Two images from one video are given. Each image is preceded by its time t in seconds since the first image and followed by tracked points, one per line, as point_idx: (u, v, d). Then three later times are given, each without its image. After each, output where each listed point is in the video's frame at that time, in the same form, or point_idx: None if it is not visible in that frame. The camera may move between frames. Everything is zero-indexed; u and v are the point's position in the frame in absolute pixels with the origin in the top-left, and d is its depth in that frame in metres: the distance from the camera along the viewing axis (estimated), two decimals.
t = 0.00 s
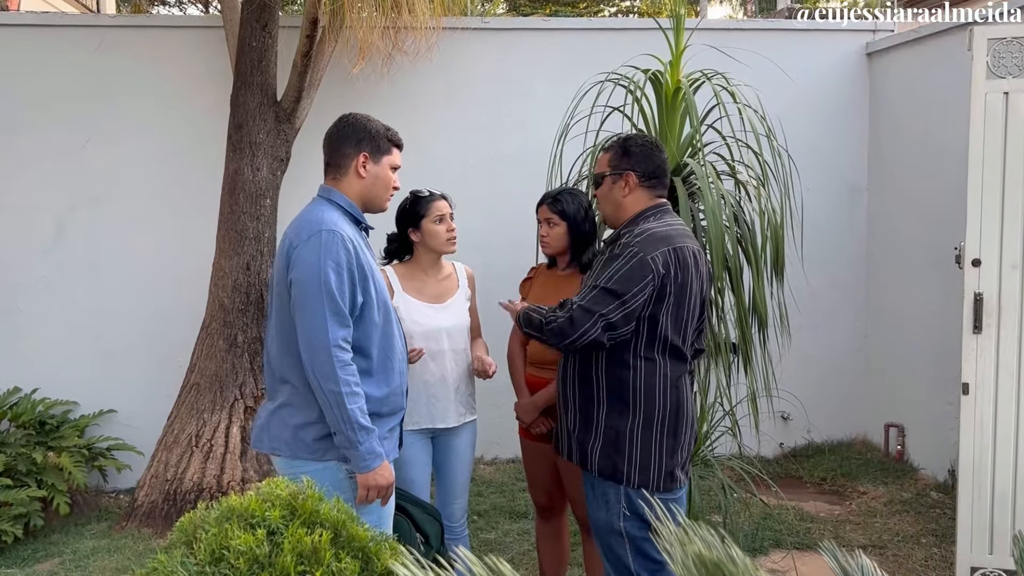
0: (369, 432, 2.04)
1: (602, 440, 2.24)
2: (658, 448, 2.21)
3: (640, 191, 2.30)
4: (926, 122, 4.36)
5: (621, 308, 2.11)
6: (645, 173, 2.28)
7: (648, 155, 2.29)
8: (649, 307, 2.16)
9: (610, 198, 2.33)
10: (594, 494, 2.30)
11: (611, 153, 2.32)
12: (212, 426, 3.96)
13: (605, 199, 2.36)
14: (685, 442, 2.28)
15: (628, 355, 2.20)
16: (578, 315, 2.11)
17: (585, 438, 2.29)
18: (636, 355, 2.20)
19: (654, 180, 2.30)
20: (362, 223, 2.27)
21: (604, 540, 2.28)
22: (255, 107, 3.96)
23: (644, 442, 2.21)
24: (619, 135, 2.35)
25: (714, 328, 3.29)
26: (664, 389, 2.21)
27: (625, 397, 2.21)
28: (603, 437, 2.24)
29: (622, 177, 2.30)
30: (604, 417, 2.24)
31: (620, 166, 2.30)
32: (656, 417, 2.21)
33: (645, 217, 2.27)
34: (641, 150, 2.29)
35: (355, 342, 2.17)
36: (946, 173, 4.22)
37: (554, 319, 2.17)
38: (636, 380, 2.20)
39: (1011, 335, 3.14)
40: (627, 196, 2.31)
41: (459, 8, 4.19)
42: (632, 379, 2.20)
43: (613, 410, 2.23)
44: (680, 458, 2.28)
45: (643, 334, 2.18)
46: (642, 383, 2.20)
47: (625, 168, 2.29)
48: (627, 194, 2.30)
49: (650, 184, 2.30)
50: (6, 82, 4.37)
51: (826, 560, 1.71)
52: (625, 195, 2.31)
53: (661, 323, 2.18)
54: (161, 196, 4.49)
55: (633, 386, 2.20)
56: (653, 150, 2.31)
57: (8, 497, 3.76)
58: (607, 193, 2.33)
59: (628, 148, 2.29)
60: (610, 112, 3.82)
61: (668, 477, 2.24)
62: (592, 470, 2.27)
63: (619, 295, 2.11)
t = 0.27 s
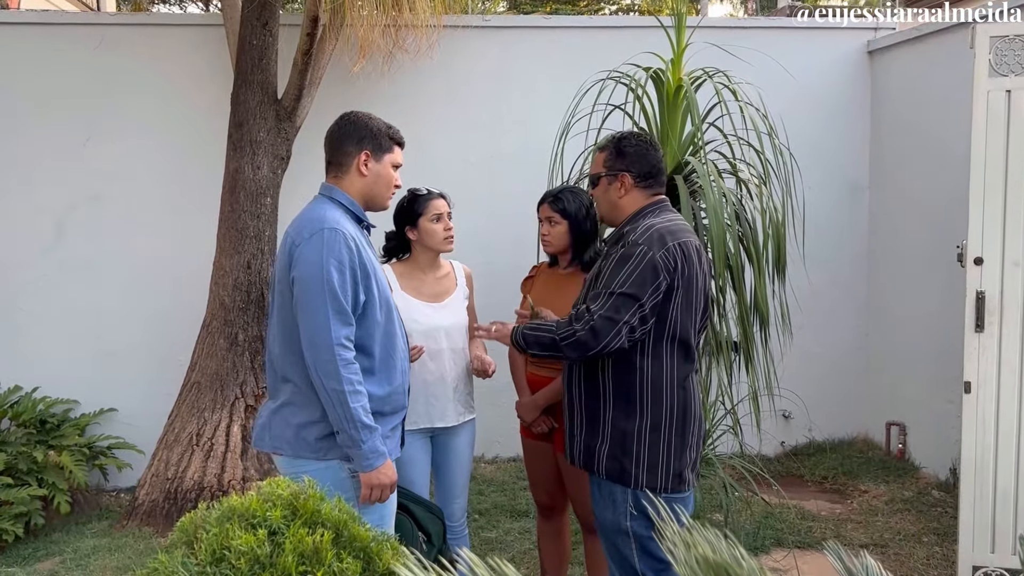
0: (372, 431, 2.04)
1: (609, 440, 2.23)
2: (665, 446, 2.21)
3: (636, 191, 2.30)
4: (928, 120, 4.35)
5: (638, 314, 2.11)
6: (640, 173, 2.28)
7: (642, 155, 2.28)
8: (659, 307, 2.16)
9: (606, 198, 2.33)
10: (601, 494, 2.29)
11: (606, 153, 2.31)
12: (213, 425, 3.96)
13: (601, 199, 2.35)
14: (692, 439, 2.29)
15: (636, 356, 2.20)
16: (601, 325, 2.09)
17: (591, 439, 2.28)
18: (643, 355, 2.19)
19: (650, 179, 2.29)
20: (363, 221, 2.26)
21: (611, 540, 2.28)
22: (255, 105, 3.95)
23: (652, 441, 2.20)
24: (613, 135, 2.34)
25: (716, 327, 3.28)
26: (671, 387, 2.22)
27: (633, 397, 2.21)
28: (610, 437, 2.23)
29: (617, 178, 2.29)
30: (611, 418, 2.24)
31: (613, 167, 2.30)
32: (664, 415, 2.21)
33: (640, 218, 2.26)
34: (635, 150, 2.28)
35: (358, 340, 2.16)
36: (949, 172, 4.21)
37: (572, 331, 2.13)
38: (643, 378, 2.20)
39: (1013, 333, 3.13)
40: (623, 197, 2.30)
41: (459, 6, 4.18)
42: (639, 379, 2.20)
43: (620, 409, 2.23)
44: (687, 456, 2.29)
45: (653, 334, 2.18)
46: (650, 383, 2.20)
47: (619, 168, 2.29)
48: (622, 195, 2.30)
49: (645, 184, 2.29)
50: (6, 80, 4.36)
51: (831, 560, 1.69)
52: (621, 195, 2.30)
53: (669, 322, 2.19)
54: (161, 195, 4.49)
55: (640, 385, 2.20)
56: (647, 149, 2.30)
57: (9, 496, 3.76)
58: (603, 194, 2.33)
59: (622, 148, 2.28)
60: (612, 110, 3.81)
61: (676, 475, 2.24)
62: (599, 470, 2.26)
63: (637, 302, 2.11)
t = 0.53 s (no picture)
0: (374, 431, 2.04)
1: (608, 438, 2.23)
2: (664, 444, 2.21)
3: (643, 191, 2.29)
4: (929, 119, 4.34)
5: (631, 310, 2.10)
6: (651, 174, 2.27)
7: (658, 157, 2.28)
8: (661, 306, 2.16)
9: (614, 192, 2.33)
10: (599, 492, 2.28)
11: (622, 148, 2.31)
12: (214, 424, 3.96)
13: (610, 192, 2.35)
14: (690, 439, 2.29)
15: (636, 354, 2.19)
16: (591, 317, 2.08)
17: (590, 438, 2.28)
18: (643, 354, 2.19)
19: (660, 183, 2.29)
20: (364, 220, 2.26)
21: (610, 539, 2.27)
22: (256, 104, 3.94)
23: (651, 440, 2.20)
24: (634, 130, 2.33)
25: (716, 325, 3.27)
26: (671, 386, 2.22)
27: (632, 395, 2.20)
28: (609, 435, 2.23)
29: (628, 174, 2.29)
30: (610, 415, 2.24)
31: (627, 163, 2.29)
32: (664, 414, 2.21)
33: (643, 216, 2.26)
34: (652, 152, 2.28)
35: (359, 339, 2.16)
36: (950, 170, 4.21)
37: (561, 321, 2.11)
38: (643, 377, 2.19)
39: (1015, 332, 3.12)
40: (630, 193, 2.30)
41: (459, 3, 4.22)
42: (638, 377, 2.19)
43: (619, 408, 2.22)
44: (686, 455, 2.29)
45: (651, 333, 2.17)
46: (649, 381, 2.19)
47: (632, 167, 2.28)
48: (629, 191, 2.30)
49: (655, 187, 2.29)
50: (6, 79, 4.36)
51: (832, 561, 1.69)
52: (628, 191, 2.30)
53: (669, 322, 2.18)
54: (162, 194, 4.48)
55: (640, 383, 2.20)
56: (663, 152, 2.30)
57: (10, 495, 3.76)
58: (611, 186, 2.33)
59: (640, 146, 2.28)
60: (613, 109, 3.80)
61: (674, 475, 2.24)
62: (598, 468, 2.26)
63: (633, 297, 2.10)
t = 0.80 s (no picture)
0: (373, 431, 2.03)
1: (606, 432, 2.23)
2: (661, 438, 2.20)
3: (641, 189, 2.29)
4: (930, 117, 4.34)
5: (604, 259, 2.14)
6: (644, 171, 2.27)
7: (646, 153, 2.27)
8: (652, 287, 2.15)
9: (613, 199, 2.34)
10: (597, 489, 2.28)
11: (610, 153, 2.32)
12: (214, 423, 3.96)
13: (610, 200, 2.36)
14: (689, 433, 2.27)
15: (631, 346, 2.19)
16: (551, 233, 2.16)
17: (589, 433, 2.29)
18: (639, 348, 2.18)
19: (655, 177, 2.29)
20: (365, 220, 2.25)
21: (609, 537, 2.27)
22: (256, 103, 3.94)
23: (648, 431, 2.19)
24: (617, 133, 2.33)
25: (717, 324, 3.27)
26: (668, 377, 2.20)
27: (628, 387, 2.20)
28: (606, 429, 2.23)
29: (622, 177, 2.29)
30: (606, 408, 2.24)
31: (618, 166, 2.29)
32: (660, 404, 2.20)
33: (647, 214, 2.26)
34: (639, 149, 2.27)
35: (359, 339, 2.15)
36: (950, 169, 4.20)
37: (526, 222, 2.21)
38: (639, 366, 2.18)
39: (1017, 332, 3.11)
40: (628, 195, 2.30)
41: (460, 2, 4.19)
42: (634, 370, 2.19)
43: (617, 400, 2.22)
44: (686, 452, 2.27)
45: (641, 315, 2.16)
46: (645, 374, 2.18)
47: (623, 168, 2.28)
48: (628, 193, 2.30)
49: (649, 182, 2.28)
50: (6, 78, 4.36)
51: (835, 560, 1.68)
52: (626, 193, 2.30)
53: (663, 313, 2.18)
54: (162, 193, 4.48)
55: (636, 377, 2.19)
56: (651, 147, 2.29)
57: (11, 494, 3.76)
58: (609, 194, 2.33)
59: (625, 147, 2.28)
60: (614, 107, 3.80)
61: (673, 469, 2.22)
62: (597, 464, 2.26)
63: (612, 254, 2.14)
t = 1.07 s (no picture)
0: (375, 431, 2.03)
1: (609, 428, 2.22)
2: (664, 433, 2.19)
3: (638, 187, 2.29)
4: (931, 116, 4.33)
5: (603, 259, 2.13)
6: (640, 170, 2.27)
7: (641, 151, 2.27)
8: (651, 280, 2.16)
9: (609, 198, 2.32)
10: (603, 488, 2.27)
11: (606, 153, 2.31)
12: (215, 423, 3.96)
13: (604, 199, 2.34)
14: (693, 426, 2.26)
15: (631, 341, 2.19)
16: (549, 235, 2.14)
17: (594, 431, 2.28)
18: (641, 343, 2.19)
19: (651, 175, 2.28)
20: (366, 219, 2.25)
21: (613, 536, 2.26)
22: (257, 102, 3.93)
23: (654, 423, 2.18)
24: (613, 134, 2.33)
25: (719, 323, 3.26)
26: (670, 368, 2.20)
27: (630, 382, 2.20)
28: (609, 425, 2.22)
29: (618, 176, 2.28)
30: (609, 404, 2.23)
31: (614, 166, 2.28)
32: (665, 397, 2.19)
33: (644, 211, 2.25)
34: (634, 148, 2.27)
35: (360, 339, 2.15)
36: (951, 168, 4.20)
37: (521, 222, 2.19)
38: (640, 360, 2.18)
39: (1019, 331, 3.10)
40: (625, 193, 2.29)
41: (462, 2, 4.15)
42: (637, 365, 2.19)
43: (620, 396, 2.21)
44: (691, 448, 2.26)
45: (642, 310, 2.17)
46: (647, 369, 2.18)
47: (620, 168, 2.28)
48: (624, 192, 2.29)
49: (646, 180, 2.28)
50: (6, 78, 4.35)
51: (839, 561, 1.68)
52: (622, 193, 2.29)
53: (663, 306, 2.18)
54: (162, 192, 4.48)
55: (638, 372, 2.19)
56: (646, 146, 2.29)
57: (11, 494, 3.76)
58: (606, 194, 2.32)
59: (622, 147, 2.27)
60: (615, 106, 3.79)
61: (677, 463, 2.21)
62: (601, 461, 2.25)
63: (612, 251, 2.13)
